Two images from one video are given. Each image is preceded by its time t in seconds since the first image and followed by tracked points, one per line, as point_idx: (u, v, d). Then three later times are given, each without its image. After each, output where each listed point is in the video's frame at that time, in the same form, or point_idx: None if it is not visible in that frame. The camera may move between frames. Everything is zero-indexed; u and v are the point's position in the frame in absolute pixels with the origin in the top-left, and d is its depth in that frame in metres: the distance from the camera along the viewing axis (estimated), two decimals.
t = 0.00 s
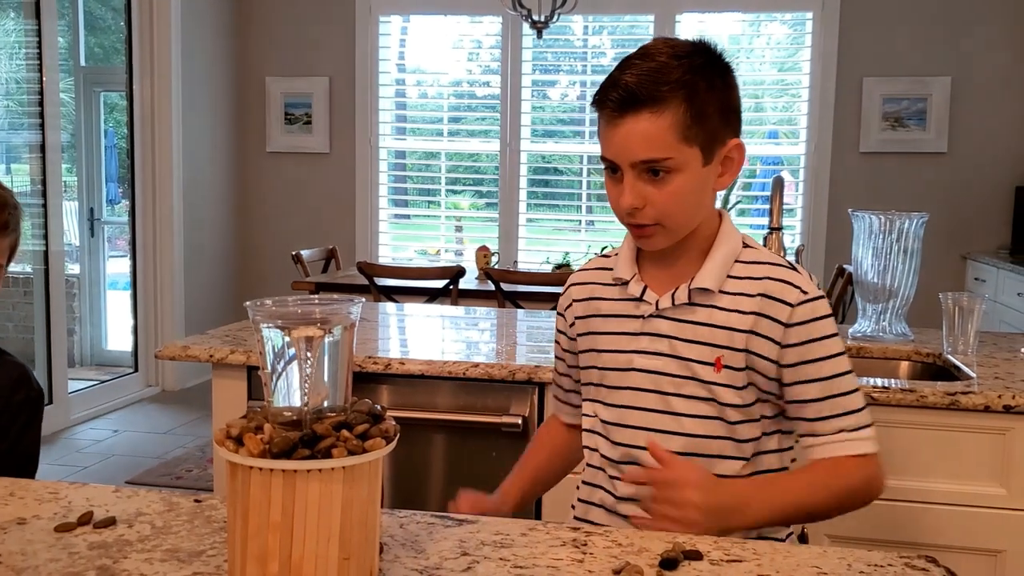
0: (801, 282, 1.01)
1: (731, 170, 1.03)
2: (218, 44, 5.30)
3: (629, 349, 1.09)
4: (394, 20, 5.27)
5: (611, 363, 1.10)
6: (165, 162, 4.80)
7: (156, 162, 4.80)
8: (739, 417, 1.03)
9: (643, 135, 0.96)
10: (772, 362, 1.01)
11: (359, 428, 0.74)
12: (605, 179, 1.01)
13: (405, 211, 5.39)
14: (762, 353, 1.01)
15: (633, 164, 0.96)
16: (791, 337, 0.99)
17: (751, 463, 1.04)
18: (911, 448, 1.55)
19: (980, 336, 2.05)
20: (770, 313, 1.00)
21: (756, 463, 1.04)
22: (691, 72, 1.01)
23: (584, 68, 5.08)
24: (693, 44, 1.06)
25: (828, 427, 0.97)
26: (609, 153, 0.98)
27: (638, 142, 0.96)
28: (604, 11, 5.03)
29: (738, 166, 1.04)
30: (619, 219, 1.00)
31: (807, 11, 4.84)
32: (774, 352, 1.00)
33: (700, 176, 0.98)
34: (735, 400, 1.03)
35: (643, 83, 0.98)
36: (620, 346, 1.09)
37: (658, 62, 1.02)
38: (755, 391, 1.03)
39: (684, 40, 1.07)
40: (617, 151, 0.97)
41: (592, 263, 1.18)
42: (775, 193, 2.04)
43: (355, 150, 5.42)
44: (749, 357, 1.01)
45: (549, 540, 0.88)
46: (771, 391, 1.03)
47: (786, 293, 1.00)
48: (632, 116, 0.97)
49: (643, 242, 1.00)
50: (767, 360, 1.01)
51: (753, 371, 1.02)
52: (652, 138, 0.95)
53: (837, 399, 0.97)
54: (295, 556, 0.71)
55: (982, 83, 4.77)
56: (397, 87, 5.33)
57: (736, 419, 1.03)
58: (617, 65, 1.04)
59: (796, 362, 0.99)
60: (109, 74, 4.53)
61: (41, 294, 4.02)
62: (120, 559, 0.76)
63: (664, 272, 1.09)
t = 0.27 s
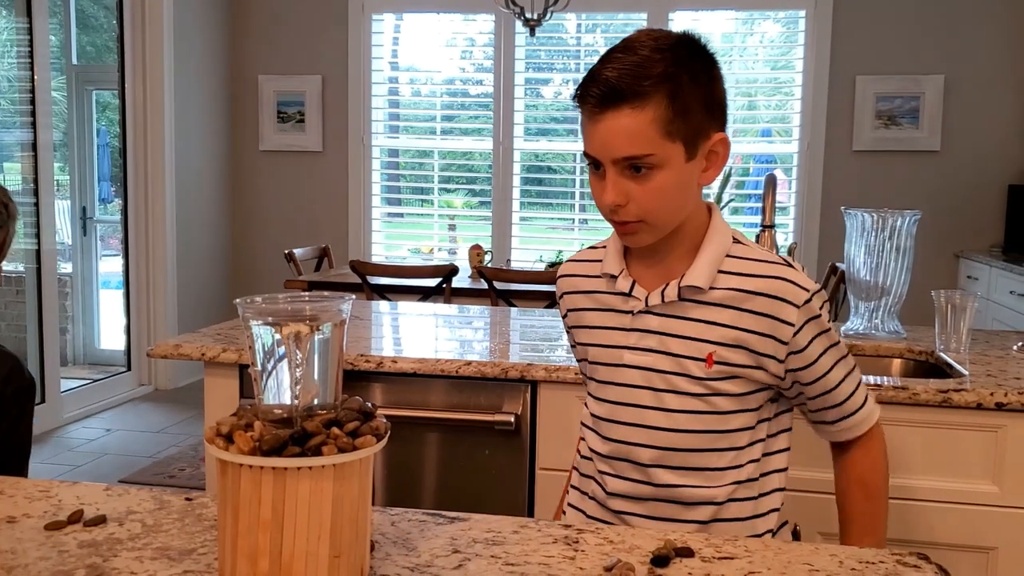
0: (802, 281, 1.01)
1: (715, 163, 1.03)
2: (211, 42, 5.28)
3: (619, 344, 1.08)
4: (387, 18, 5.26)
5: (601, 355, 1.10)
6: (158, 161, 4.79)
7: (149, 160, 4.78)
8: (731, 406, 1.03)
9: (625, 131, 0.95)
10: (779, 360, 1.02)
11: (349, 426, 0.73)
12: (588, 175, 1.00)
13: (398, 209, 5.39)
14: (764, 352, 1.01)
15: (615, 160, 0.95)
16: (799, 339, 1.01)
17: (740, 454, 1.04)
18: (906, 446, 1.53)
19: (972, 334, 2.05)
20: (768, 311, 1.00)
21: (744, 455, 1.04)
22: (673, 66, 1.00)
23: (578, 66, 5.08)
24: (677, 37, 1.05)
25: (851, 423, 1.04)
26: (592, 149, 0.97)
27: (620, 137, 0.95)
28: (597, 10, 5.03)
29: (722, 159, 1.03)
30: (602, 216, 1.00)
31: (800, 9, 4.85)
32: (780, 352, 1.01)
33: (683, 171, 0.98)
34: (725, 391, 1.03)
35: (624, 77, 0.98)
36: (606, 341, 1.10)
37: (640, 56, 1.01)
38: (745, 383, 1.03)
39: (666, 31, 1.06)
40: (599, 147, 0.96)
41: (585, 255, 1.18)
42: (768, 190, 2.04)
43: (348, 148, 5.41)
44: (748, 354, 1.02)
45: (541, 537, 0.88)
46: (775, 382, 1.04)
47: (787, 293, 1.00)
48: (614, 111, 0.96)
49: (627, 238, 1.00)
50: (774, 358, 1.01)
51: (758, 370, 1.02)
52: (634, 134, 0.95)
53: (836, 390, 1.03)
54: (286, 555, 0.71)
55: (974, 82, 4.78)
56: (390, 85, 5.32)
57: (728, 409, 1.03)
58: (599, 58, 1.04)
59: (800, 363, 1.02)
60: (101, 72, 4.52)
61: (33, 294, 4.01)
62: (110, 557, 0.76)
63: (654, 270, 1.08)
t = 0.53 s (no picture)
0: (772, 273, 1.04)
1: (689, 157, 1.04)
2: (203, 40, 5.27)
3: (590, 335, 1.11)
4: (380, 16, 5.26)
5: (572, 346, 1.12)
6: (150, 159, 4.78)
7: (141, 159, 4.77)
8: (698, 399, 1.06)
9: (600, 125, 0.96)
10: (750, 351, 1.04)
11: (342, 425, 0.73)
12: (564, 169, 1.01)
13: (391, 208, 5.39)
14: (735, 344, 1.04)
15: (590, 155, 0.96)
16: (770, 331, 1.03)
17: (708, 446, 1.07)
18: (898, 444, 1.53)
19: (963, 332, 2.06)
20: (738, 302, 1.03)
21: (712, 448, 1.07)
22: (648, 60, 1.01)
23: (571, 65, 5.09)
24: (652, 31, 1.06)
25: (807, 424, 1.05)
26: (568, 144, 0.98)
27: (595, 132, 0.96)
28: (590, 8, 5.04)
29: (696, 153, 1.04)
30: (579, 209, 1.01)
31: (793, 8, 4.86)
32: (752, 343, 1.04)
33: (657, 166, 0.99)
34: (695, 383, 1.05)
35: (599, 72, 0.98)
36: (576, 332, 1.12)
37: (615, 50, 1.02)
38: (716, 375, 1.06)
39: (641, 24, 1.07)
40: (575, 142, 0.97)
41: (561, 242, 1.21)
42: (762, 189, 2.04)
43: (341, 147, 5.40)
44: (718, 345, 1.04)
45: (534, 535, 0.88)
46: (745, 375, 1.06)
47: (757, 285, 1.03)
48: (589, 106, 0.97)
49: (603, 231, 1.01)
50: (744, 349, 1.04)
51: (729, 362, 1.05)
52: (610, 128, 0.95)
53: (805, 385, 1.04)
54: (278, 555, 0.71)
55: (966, 81, 4.80)
56: (383, 84, 5.31)
57: (694, 401, 1.06)
58: (574, 52, 1.04)
59: (772, 355, 1.04)
60: (93, 70, 4.50)
61: (25, 293, 3.99)
62: (102, 556, 0.76)
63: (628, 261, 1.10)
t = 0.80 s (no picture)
0: (736, 267, 1.06)
1: (656, 153, 1.05)
2: (197, 39, 5.26)
3: (558, 330, 1.12)
4: (375, 16, 5.26)
5: (542, 341, 1.13)
6: (145, 158, 4.77)
7: (136, 159, 4.77)
8: (667, 394, 1.07)
9: (567, 125, 0.96)
10: (711, 343, 1.06)
11: (337, 424, 0.73)
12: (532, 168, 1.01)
13: (387, 208, 5.38)
14: (697, 335, 1.05)
15: (560, 155, 0.96)
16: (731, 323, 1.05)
17: (674, 440, 1.08)
18: (892, 444, 1.54)
19: (957, 332, 2.07)
20: (702, 295, 1.05)
21: (677, 442, 1.08)
22: (614, 58, 1.01)
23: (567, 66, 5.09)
24: (616, 28, 1.06)
25: (758, 422, 1.06)
26: (536, 144, 0.98)
27: (564, 132, 0.96)
28: (585, 9, 5.05)
29: (662, 148, 1.05)
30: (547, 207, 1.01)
31: (787, 9, 4.87)
32: (712, 335, 1.06)
33: (625, 163, 0.99)
34: (662, 377, 1.06)
35: (565, 71, 0.99)
36: (544, 324, 1.13)
37: (581, 49, 1.02)
38: (681, 369, 1.07)
39: (605, 21, 1.07)
40: (543, 141, 0.97)
41: (529, 238, 1.22)
42: (756, 189, 2.04)
43: (336, 146, 5.40)
44: (682, 338, 1.05)
45: (529, 536, 0.88)
46: (706, 368, 1.08)
47: (723, 279, 1.05)
48: (557, 105, 0.97)
49: (573, 229, 1.01)
50: (707, 342, 1.06)
51: (692, 354, 1.06)
52: (577, 127, 0.96)
53: (759, 379, 1.06)
54: (274, 554, 0.71)
55: (960, 82, 4.82)
56: (378, 83, 5.31)
57: (663, 397, 1.07)
58: (539, 51, 1.04)
59: (730, 347, 1.06)
60: (88, 69, 4.48)
61: (19, 292, 3.98)
62: (96, 557, 0.75)
63: (595, 256, 1.11)
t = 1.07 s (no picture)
0: (710, 267, 1.09)
1: (628, 151, 1.08)
2: (193, 37, 5.25)
3: (535, 328, 1.14)
4: (371, 14, 5.25)
5: (519, 339, 1.16)
6: (140, 156, 4.76)
7: (132, 157, 4.76)
8: (640, 391, 1.10)
9: (543, 123, 0.98)
10: (686, 343, 1.10)
11: (333, 424, 0.73)
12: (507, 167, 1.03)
13: (383, 206, 5.37)
14: (670, 334, 1.09)
15: (535, 153, 0.98)
16: (704, 322, 1.09)
17: (648, 437, 1.11)
18: (887, 442, 1.54)
19: (952, 331, 2.08)
20: (675, 294, 1.08)
21: (652, 439, 1.11)
22: (586, 58, 1.04)
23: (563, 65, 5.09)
24: (588, 29, 1.09)
25: (732, 419, 1.11)
26: (512, 143, 0.99)
27: (539, 131, 0.98)
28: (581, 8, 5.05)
29: (633, 146, 1.09)
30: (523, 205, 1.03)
31: (783, 8, 4.87)
32: (686, 334, 1.09)
33: (599, 161, 1.02)
34: (633, 374, 1.09)
35: (539, 72, 1.00)
36: (521, 322, 1.16)
37: (554, 49, 1.04)
38: (653, 367, 1.10)
39: (576, 23, 1.09)
40: (519, 141, 0.98)
41: (509, 239, 1.25)
42: (752, 188, 2.05)
43: (332, 145, 5.39)
44: (656, 336, 1.09)
45: (525, 535, 0.88)
46: (682, 366, 1.12)
47: (694, 278, 1.08)
48: (531, 105, 0.99)
49: (548, 226, 1.03)
50: (681, 341, 1.09)
51: (666, 353, 1.10)
52: (552, 126, 0.98)
53: (735, 378, 1.11)
54: (270, 554, 0.71)
55: (956, 82, 4.82)
56: (374, 82, 5.30)
57: (636, 394, 1.10)
58: (512, 52, 1.06)
59: (705, 346, 1.10)
60: (84, 67, 4.48)
61: (14, 291, 3.97)
62: (92, 556, 0.75)
63: (572, 254, 1.14)
